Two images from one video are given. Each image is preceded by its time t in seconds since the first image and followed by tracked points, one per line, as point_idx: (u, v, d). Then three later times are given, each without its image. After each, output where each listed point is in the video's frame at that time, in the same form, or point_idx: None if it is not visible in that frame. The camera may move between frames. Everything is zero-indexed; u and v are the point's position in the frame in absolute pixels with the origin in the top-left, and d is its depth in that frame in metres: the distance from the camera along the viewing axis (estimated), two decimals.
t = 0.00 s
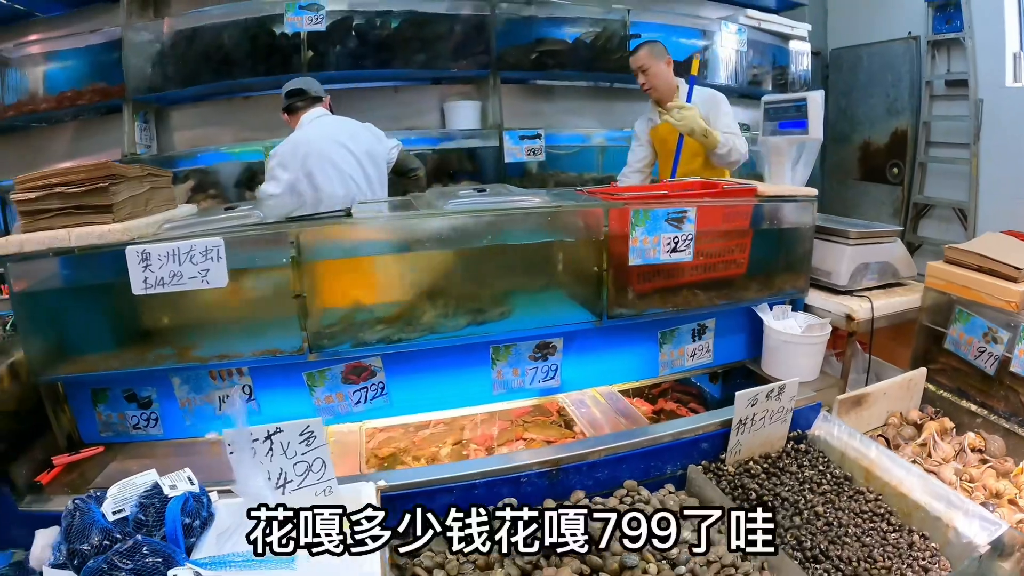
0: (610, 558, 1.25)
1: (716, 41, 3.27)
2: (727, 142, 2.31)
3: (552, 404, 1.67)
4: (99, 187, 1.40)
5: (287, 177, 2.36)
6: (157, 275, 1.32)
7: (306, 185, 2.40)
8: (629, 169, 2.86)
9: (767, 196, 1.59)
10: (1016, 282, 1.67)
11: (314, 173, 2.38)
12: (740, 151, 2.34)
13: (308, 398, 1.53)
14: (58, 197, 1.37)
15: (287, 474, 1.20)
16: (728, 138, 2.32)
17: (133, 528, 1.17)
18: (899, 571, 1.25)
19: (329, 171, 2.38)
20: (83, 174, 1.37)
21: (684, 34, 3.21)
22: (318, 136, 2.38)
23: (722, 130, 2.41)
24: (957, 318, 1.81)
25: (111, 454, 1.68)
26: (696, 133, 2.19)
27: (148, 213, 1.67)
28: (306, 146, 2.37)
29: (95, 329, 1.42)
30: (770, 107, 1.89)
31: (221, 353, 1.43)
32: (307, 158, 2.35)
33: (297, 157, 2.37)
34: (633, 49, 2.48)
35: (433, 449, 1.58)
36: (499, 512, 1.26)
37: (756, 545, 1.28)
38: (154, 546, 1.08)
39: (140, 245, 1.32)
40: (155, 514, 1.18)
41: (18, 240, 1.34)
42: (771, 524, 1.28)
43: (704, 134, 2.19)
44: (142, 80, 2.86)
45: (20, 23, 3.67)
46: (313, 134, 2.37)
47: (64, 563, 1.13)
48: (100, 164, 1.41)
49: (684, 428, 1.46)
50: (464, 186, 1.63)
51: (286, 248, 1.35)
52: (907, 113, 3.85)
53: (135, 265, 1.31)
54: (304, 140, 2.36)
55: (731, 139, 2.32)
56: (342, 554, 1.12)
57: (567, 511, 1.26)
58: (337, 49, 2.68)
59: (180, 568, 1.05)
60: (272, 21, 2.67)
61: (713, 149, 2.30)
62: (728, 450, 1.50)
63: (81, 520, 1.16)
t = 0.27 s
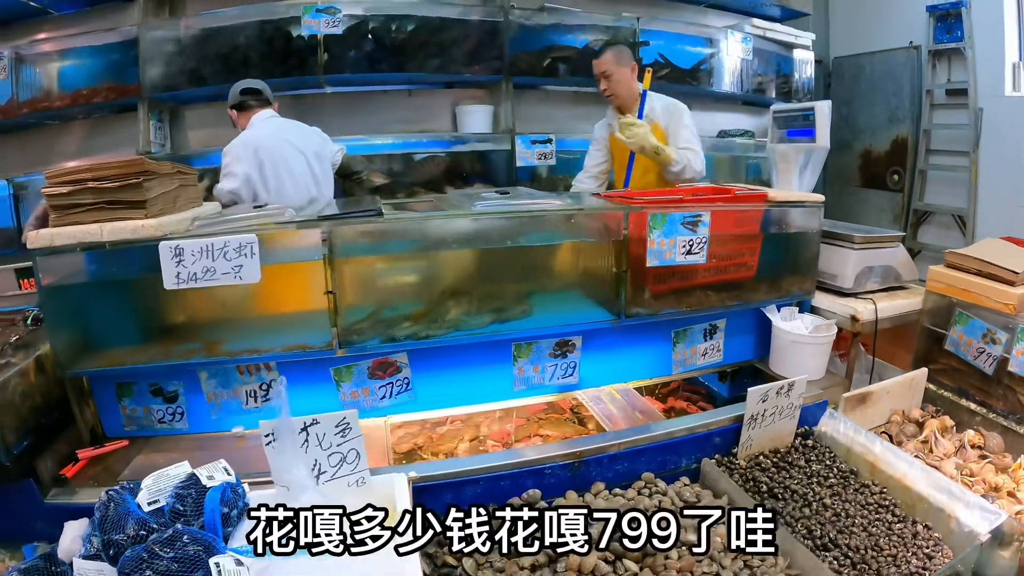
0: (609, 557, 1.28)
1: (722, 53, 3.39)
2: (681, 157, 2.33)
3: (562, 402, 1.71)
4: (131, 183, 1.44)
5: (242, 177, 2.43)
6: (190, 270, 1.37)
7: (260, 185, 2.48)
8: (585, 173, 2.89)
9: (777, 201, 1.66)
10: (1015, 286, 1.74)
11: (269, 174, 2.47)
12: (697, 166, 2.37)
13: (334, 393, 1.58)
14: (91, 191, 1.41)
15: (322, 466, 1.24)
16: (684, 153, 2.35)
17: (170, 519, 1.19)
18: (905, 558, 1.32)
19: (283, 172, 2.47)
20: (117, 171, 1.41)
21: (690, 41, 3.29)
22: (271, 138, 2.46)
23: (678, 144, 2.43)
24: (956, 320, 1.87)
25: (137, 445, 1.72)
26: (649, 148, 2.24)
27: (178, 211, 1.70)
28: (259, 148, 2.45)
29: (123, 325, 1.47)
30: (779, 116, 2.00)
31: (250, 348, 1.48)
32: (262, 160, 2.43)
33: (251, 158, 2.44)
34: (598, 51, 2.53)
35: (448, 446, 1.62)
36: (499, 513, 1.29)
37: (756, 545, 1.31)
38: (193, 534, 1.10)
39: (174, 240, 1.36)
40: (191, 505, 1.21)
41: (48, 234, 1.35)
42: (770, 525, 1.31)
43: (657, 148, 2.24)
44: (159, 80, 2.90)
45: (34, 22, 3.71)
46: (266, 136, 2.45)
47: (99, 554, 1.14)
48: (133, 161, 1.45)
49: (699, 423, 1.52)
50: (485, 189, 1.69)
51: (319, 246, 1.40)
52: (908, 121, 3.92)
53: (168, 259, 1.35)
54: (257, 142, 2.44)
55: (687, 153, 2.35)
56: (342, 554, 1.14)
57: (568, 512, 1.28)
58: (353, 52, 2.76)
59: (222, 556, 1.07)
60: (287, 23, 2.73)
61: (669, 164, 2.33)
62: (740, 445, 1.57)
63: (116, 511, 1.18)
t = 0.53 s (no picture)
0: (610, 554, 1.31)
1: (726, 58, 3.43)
2: (635, 150, 2.35)
3: (568, 403, 1.73)
4: (148, 182, 1.47)
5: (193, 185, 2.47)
6: (206, 269, 1.39)
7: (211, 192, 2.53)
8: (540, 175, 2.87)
9: (782, 205, 1.69)
10: (1016, 289, 1.76)
11: (222, 182, 2.52)
12: (653, 158, 2.39)
13: (347, 391, 1.60)
14: (108, 191, 1.43)
15: (339, 463, 1.26)
16: (638, 146, 2.37)
17: (187, 515, 1.20)
18: (908, 555, 1.35)
19: (236, 180, 2.53)
20: (134, 170, 1.44)
21: (693, 46, 3.33)
22: (225, 148, 2.50)
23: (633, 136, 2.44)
24: (958, 323, 1.90)
25: (148, 443, 1.74)
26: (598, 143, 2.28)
27: (192, 210, 1.74)
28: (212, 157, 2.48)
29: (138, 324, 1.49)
30: (784, 121, 2.05)
31: (264, 348, 1.50)
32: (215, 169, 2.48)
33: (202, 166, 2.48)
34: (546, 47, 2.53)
35: (458, 444, 1.61)
36: (499, 513, 1.31)
37: (756, 545, 1.32)
38: (212, 531, 1.12)
39: (190, 239, 1.38)
40: (209, 502, 1.22)
41: (62, 231, 1.38)
42: (770, 525, 1.33)
43: (607, 144, 2.29)
44: (167, 80, 2.93)
45: (42, 21, 3.73)
46: (219, 146, 2.49)
47: (118, 549, 1.16)
48: (149, 160, 1.48)
49: (706, 422, 1.55)
50: (496, 192, 1.72)
51: (334, 246, 1.42)
52: (909, 126, 3.96)
53: (185, 258, 1.38)
54: (211, 151, 2.47)
55: (641, 147, 2.36)
56: (342, 553, 1.21)
57: (568, 511, 1.30)
58: (362, 54, 2.79)
59: (241, 552, 1.10)
60: (296, 25, 2.76)
61: (623, 157, 2.35)
62: (746, 444, 1.59)
63: (132, 508, 1.20)
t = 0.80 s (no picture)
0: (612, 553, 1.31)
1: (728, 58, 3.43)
2: (579, 153, 2.36)
3: (569, 404, 1.72)
4: (149, 184, 1.46)
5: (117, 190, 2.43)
6: (207, 271, 1.38)
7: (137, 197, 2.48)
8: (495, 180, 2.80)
9: (784, 207, 1.69)
10: (1018, 290, 1.76)
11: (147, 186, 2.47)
12: (596, 161, 2.40)
13: (348, 393, 1.60)
14: (109, 192, 1.43)
15: (340, 465, 1.26)
16: (582, 149, 2.38)
17: (187, 518, 1.19)
18: (911, 557, 1.34)
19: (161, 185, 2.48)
20: (135, 171, 1.44)
21: (695, 48, 3.33)
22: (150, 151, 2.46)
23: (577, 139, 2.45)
24: (960, 324, 1.90)
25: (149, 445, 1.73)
26: (538, 146, 2.31)
27: (193, 212, 1.74)
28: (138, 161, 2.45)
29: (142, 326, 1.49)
30: (785, 122, 2.05)
31: (265, 349, 1.50)
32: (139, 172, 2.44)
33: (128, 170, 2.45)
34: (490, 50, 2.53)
35: (460, 446, 1.61)
36: (499, 513, 1.31)
37: (756, 545, 1.33)
38: (212, 534, 1.12)
39: (191, 241, 1.38)
40: (209, 504, 1.22)
41: (63, 233, 1.38)
42: (770, 524, 1.33)
43: (548, 148, 2.32)
44: (168, 82, 2.94)
45: (44, 23, 3.75)
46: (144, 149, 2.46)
47: (117, 551, 1.15)
48: (150, 162, 1.48)
49: (708, 424, 1.55)
50: (497, 193, 1.72)
51: (335, 247, 1.41)
52: (910, 128, 3.97)
53: (185, 260, 1.37)
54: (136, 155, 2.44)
55: (585, 149, 2.37)
56: (342, 553, 1.21)
57: (568, 511, 1.31)
58: (363, 56, 2.79)
59: (241, 555, 1.09)
60: (297, 27, 2.77)
61: (566, 161, 2.36)
62: (748, 446, 1.59)
63: (132, 510, 1.19)
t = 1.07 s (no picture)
0: (610, 557, 1.28)
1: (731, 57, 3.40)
2: (521, 150, 2.27)
3: (568, 410, 1.69)
4: (138, 187, 1.44)
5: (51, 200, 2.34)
6: (196, 274, 1.36)
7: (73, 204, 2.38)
8: (437, 182, 2.71)
9: (787, 208, 1.65)
10: None
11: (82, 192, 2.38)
12: (540, 159, 2.32)
13: (340, 399, 1.57)
14: (97, 195, 1.40)
15: (329, 474, 1.22)
16: (524, 146, 2.29)
17: (171, 527, 1.18)
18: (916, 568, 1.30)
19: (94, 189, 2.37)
20: (124, 174, 1.41)
21: (697, 48, 3.29)
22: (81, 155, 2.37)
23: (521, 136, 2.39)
24: (965, 327, 1.85)
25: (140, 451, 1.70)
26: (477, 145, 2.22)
27: (185, 215, 1.71)
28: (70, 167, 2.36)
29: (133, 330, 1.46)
30: (787, 122, 2.02)
31: (258, 354, 1.47)
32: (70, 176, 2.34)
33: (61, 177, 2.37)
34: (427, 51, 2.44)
35: (456, 453, 1.55)
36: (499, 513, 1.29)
37: (756, 546, 1.29)
38: (196, 544, 1.09)
39: (180, 244, 1.35)
40: (196, 512, 1.20)
41: (52, 237, 1.37)
42: (771, 525, 1.28)
43: (487, 147, 2.22)
44: (165, 84, 2.92)
45: (43, 24, 3.73)
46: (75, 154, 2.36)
47: (101, 561, 1.13)
48: (139, 164, 1.45)
49: (709, 431, 1.51)
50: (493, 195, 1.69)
51: (325, 250, 1.38)
52: (914, 128, 3.94)
53: (174, 264, 1.35)
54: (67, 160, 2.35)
55: (527, 147, 2.29)
56: (341, 553, 1.16)
57: (568, 511, 1.29)
58: (361, 57, 2.77)
59: (226, 566, 1.06)
60: (294, 27, 2.74)
61: (508, 160, 2.27)
62: (750, 454, 1.55)
63: (118, 518, 1.17)
